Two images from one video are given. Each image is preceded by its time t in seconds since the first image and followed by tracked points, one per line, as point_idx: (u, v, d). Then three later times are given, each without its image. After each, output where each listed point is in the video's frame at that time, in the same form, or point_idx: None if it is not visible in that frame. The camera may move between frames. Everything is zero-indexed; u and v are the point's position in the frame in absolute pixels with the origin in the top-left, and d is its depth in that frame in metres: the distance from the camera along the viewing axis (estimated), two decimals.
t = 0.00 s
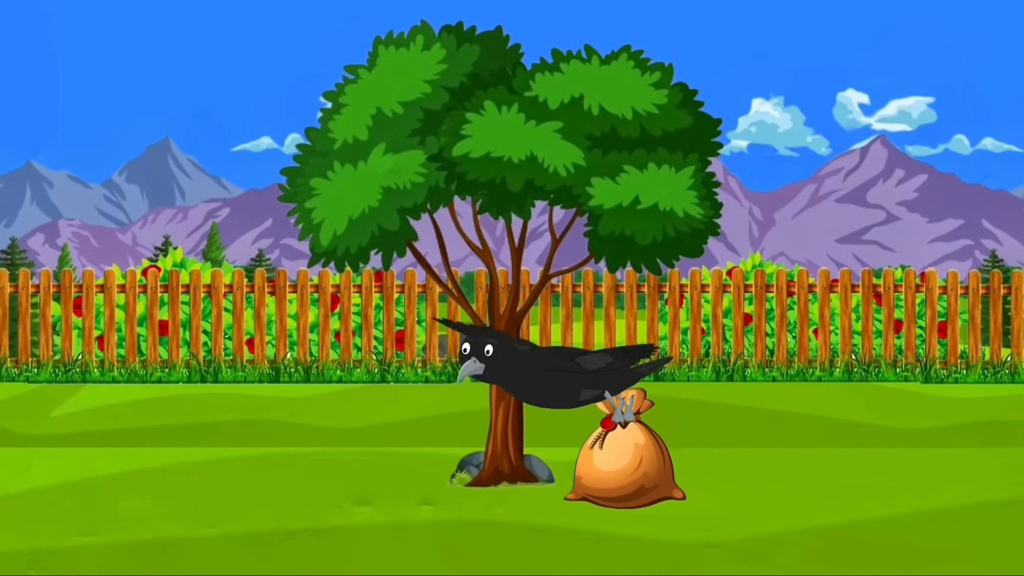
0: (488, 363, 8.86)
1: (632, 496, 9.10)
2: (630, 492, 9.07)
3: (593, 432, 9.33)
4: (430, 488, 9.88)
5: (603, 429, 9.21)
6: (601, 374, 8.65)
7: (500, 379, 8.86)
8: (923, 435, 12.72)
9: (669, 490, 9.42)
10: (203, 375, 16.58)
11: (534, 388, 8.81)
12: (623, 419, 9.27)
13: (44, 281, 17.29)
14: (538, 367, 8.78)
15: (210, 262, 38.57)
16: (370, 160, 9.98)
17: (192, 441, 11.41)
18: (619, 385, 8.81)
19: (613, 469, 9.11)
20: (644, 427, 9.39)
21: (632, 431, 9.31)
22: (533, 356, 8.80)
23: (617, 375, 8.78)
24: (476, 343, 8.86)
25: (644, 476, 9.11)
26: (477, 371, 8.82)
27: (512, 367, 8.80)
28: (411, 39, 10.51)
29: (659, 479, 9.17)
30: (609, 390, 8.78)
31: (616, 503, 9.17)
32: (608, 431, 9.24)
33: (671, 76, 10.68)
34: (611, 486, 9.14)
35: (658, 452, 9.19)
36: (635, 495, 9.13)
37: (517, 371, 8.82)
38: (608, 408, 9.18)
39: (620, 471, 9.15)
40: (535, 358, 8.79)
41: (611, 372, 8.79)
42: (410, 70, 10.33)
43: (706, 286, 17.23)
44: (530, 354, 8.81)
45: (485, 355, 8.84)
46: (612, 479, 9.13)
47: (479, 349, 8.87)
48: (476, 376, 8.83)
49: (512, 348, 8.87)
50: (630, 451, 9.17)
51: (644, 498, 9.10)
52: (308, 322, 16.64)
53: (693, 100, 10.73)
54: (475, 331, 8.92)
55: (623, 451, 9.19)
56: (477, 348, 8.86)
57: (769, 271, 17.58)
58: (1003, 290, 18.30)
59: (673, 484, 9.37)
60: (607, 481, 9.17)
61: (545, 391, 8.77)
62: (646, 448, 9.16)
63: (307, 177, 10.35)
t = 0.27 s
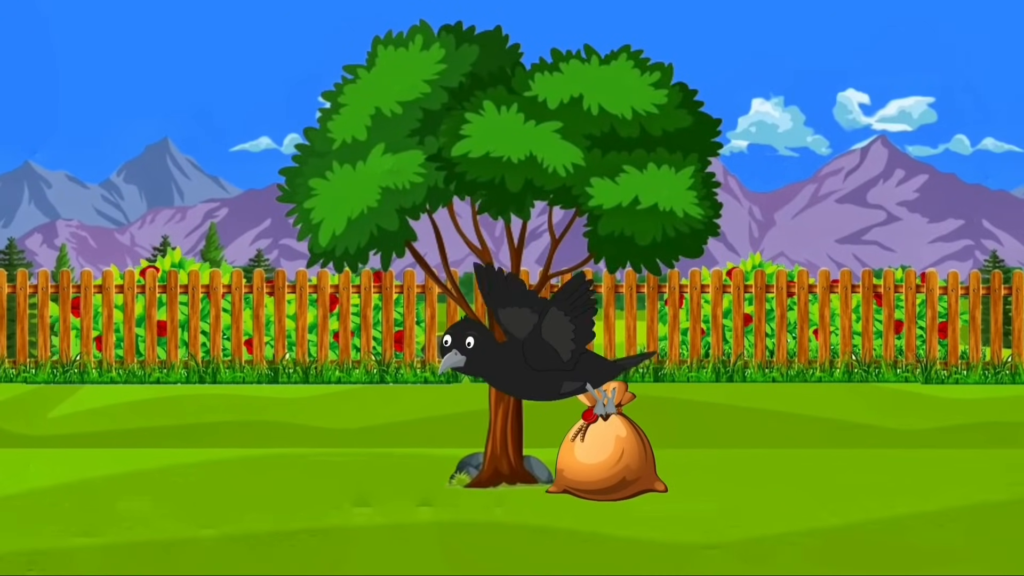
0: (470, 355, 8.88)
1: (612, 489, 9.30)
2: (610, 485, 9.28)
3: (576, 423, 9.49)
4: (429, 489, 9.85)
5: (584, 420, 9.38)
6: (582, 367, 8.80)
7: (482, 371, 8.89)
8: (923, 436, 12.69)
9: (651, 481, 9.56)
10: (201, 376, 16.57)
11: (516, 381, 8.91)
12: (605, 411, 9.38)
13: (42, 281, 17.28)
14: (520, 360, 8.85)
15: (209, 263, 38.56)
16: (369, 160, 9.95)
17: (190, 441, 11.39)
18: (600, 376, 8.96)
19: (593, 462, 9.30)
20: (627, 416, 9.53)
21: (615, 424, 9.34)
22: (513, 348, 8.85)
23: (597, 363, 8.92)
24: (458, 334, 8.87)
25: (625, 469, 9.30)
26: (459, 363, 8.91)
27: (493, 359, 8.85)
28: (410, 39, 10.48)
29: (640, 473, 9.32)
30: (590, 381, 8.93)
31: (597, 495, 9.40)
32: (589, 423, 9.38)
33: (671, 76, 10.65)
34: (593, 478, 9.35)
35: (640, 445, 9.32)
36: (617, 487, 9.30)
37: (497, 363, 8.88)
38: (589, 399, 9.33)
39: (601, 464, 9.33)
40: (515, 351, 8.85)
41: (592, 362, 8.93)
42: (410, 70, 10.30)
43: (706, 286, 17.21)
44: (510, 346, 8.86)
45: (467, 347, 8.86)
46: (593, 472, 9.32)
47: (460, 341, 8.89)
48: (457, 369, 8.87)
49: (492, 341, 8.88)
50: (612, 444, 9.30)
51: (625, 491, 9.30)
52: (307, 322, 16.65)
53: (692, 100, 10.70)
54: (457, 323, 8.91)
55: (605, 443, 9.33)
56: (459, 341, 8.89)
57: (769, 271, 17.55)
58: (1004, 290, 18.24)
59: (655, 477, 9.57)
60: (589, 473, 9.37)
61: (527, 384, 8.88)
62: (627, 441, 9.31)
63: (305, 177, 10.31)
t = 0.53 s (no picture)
0: (450, 347, 8.80)
1: (595, 481, 9.57)
2: (593, 477, 9.55)
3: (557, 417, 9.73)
4: (428, 490, 9.83)
5: (566, 413, 9.61)
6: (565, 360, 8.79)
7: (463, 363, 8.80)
8: (923, 437, 12.66)
9: (633, 473, 9.87)
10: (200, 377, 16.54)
11: (498, 373, 8.82)
12: (586, 404, 9.66)
13: (40, 282, 17.27)
14: (501, 351, 8.78)
15: (208, 264, 38.55)
16: (368, 160, 9.93)
17: (188, 442, 11.37)
18: (582, 368, 8.93)
19: (576, 454, 9.56)
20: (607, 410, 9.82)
21: (595, 416, 9.64)
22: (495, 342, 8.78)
23: (580, 356, 8.89)
24: (439, 327, 8.78)
25: (606, 461, 9.58)
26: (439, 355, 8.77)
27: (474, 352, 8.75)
28: (409, 39, 10.46)
29: (621, 464, 9.65)
30: (572, 373, 8.89)
31: (579, 487, 9.65)
32: (571, 416, 9.63)
33: (670, 76, 10.63)
34: (575, 471, 9.61)
35: (620, 436, 9.65)
36: (598, 478, 9.59)
37: (478, 356, 8.79)
38: (571, 392, 9.58)
39: (582, 457, 9.60)
40: (497, 343, 8.78)
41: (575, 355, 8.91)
42: (409, 70, 10.28)
43: (706, 287, 17.19)
44: (489, 336, 8.78)
45: (448, 340, 8.77)
46: (575, 464, 9.60)
47: (441, 333, 8.80)
48: (438, 361, 8.78)
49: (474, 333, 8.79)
50: (593, 437, 9.60)
51: (607, 482, 9.58)
52: (306, 323, 16.63)
53: (692, 100, 10.68)
54: (438, 314, 8.85)
55: (586, 435, 9.63)
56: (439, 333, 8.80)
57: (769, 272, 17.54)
58: (1004, 291, 18.20)
59: (637, 469, 9.86)
60: (571, 466, 9.64)
61: (509, 375, 8.81)
62: (608, 433, 9.62)
63: (304, 177, 10.29)
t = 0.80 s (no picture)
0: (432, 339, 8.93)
1: (577, 472, 9.88)
2: (575, 468, 9.86)
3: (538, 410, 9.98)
4: (427, 491, 9.81)
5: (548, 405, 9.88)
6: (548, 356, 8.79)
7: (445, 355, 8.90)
8: (924, 438, 12.62)
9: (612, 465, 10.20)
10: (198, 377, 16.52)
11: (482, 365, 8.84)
12: (567, 396, 9.93)
13: (38, 282, 17.26)
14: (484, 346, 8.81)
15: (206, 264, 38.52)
16: (367, 160, 9.90)
17: (187, 443, 11.36)
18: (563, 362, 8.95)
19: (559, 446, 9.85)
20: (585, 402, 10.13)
21: (576, 408, 9.94)
22: (475, 335, 8.82)
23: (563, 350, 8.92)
24: (419, 320, 8.91)
25: (588, 453, 9.90)
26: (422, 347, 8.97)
27: (454, 344, 8.84)
28: (408, 39, 10.44)
29: (601, 455, 9.97)
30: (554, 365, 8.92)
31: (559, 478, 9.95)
32: (553, 408, 9.89)
33: (670, 75, 10.60)
34: (557, 463, 9.92)
35: (601, 429, 9.95)
36: (579, 470, 9.89)
37: (460, 349, 8.85)
38: (554, 384, 9.86)
39: (564, 449, 9.91)
40: (478, 337, 8.81)
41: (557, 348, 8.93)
42: (408, 70, 10.26)
43: (705, 287, 17.16)
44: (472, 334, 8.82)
45: (429, 332, 8.91)
46: (557, 456, 9.90)
47: (422, 326, 8.93)
48: (419, 352, 8.97)
49: (455, 327, 8.90)
50: (575, 429, 9.89)
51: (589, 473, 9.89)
52: (305, 323, 16.61)
53: (692, 99, 10.65)
54: (419, 308, 8.98)
55: (567, 427, 9.91)
56: (420, 325, 8.94)
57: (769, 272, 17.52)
58: (1004, 291, 18.15)
59: (617, 461, 10.21)
60: (551, 457, 9.95)
61: (491, 369, 8.84)
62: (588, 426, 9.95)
63: (303, 177, 10.26)
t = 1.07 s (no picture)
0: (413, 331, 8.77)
1: (558, 464, 9.72)
2: (557, 461, 9.69)
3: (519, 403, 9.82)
4: (426, 492, 9.79)
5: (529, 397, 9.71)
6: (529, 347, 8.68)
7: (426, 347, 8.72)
8: (924, 439, 12.60)
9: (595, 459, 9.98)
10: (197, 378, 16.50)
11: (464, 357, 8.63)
12: (549, 388, 9.79)
13: (36, 283, 17.23)
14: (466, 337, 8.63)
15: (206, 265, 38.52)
16: (366, 160, 9.87)
17: (185, 443, 11.34)
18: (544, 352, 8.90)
19: (539, 439, 9.68)
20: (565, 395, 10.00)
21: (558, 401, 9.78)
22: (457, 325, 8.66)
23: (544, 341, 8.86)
24: (400, 311, 8.78)
25: (569, 445, 9.73)
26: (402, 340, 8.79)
27: (434, 334, 8.67)
28: (407, 39, 10.43)
29: (583, 448, 9.79)
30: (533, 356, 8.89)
31: (540, 470, 9.79)
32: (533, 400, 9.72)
33: (670, 76, 10.59)
34: (537, 455, 9.75)
35: (582, 421, 9.77)
36: (560, 463, 9.70)
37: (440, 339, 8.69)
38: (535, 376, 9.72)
39: (545, 441, 9.74)
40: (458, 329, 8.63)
41: (537, 339, 8.85)
42: (407, 70, 10.24)
43: (705, 288, 17.13)
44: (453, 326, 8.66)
45: (410, 324, 8.75)
46: (538, 449, 9.73)
47: (404, 318, 8.78)
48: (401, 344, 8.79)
49: (436, 318, 8.76)
50: (556, 421, 9.71)
51: (570, 466, 9.72)
52: (303, 324, 16.58)
53: (692, 99, 10.64)
54: (401, 300, 8.82)
55: (548, 419, 9.73)
56: (402, 316, 8.79)
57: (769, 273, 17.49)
58: (1005, 292, 18.10)
59: (599, 454, 9.99)
60: (532, 450, 9.75)
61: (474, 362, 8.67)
62: (569, 418, 9.80)
63: (302, 177, 10.23)
